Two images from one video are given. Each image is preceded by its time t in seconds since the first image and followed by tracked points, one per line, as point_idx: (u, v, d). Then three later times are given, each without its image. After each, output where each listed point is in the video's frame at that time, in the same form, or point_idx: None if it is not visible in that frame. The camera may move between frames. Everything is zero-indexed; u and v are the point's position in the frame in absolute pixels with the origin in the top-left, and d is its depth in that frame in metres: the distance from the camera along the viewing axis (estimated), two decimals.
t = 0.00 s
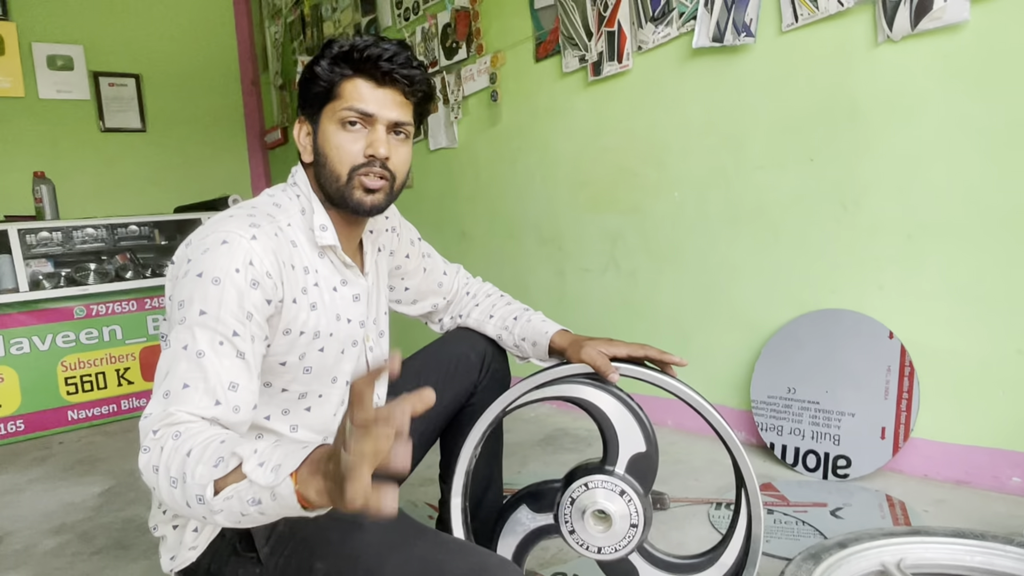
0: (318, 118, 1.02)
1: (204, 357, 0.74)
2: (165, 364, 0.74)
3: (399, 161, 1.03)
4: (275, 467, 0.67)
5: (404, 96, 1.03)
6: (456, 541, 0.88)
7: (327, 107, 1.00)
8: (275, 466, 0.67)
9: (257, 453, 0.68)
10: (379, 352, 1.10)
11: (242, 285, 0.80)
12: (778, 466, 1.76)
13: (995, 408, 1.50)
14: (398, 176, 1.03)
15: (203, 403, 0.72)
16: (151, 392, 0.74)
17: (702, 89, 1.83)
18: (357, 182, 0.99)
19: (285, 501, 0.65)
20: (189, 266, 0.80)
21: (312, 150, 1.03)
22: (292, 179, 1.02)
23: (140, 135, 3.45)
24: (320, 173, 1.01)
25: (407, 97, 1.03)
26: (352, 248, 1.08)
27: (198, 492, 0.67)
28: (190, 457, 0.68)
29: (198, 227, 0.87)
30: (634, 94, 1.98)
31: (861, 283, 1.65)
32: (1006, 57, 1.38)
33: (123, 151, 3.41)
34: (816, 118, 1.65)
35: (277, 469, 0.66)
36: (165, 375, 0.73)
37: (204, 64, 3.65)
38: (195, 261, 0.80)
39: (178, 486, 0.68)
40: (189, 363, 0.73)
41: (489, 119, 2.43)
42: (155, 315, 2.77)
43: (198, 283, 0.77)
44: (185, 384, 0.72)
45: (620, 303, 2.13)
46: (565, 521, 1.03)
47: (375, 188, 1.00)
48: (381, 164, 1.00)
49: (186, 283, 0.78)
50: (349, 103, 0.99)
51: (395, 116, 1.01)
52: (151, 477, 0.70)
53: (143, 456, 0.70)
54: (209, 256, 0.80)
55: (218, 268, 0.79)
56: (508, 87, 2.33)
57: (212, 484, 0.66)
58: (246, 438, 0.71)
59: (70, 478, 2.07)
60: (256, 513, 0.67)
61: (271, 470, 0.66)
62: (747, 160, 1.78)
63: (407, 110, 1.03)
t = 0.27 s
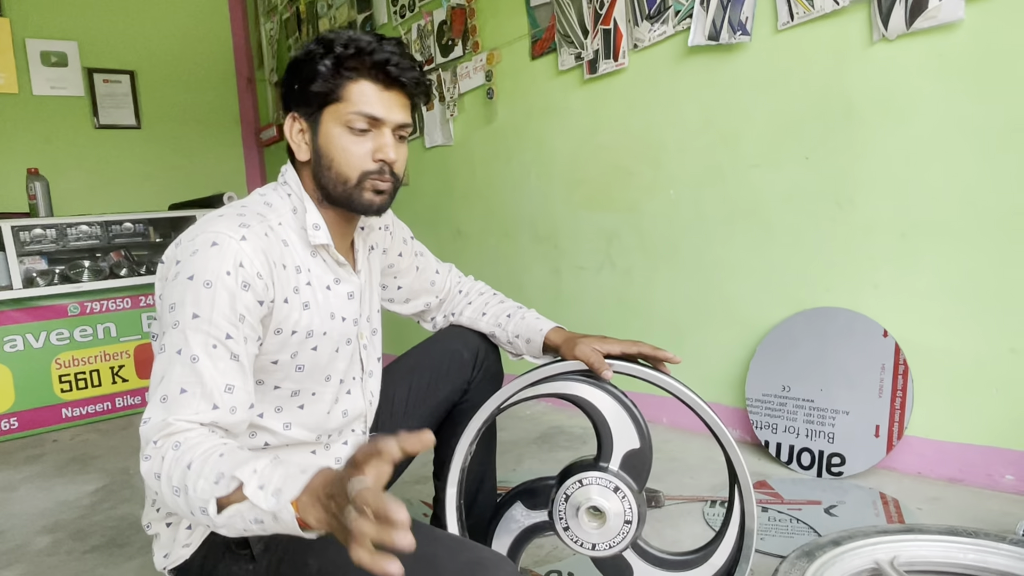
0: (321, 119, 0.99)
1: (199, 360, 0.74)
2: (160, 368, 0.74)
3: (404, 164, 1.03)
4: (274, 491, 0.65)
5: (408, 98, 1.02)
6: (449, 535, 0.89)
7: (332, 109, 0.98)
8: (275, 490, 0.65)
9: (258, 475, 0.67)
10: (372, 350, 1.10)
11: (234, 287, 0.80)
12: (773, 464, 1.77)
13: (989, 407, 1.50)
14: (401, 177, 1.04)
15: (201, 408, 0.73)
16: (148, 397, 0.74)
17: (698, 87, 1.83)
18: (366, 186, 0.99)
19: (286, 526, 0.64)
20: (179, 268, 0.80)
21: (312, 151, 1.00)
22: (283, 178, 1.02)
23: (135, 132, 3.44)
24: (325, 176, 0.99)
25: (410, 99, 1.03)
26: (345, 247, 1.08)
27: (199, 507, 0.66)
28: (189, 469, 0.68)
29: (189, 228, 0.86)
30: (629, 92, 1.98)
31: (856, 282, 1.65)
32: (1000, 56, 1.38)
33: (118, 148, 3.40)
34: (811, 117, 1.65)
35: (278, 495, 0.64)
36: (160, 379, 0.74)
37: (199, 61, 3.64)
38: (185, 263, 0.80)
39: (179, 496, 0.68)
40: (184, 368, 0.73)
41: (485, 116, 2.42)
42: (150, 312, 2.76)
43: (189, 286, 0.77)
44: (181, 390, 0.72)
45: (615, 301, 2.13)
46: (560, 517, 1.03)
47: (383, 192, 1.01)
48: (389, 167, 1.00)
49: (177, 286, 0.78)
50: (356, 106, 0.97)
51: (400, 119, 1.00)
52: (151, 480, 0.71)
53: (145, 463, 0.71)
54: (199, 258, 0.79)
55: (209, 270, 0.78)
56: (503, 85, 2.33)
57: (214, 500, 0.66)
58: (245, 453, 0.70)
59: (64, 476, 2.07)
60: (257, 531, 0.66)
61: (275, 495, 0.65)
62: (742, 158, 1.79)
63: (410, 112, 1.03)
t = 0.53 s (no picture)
0: (340, 134, 0.91)
1: (214, 368, 0.75)
2: (171, 377, 0.75)
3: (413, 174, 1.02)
4: (344, 493, 0.76)
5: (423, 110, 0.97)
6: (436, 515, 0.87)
7: (354, 125, 0.91)
8: (344, 493, 0.76)
9: (316, 475, 0.76)
10: (360, 344, 1.08)
11: (241, 294, 0.79)
12: (764, 454, 1.77)
13: (978, 397, 1.51)
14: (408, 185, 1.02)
15: (221, 413, 0.76)
16: (160, 405, 0.75)
17: (691, 78, 1.83)
18: (384, 202, 0.97)
19: (348, 523, 0.76)
20: (181, 275, 0.78)
21: (328, 166, 0.93)
22: (275, 172, 0.98)
23: (125, 122, 3.41)
24: (342, 192, 0.94)
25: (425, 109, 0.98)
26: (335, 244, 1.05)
27: (250, 510, 0.73)
28: (236, 476, 0.73)
29: (185, 227, 0.84)
30: (623, 83, 1.98)
31: (848, 273, 1.66)
32: (992, 47, 1.39)
33: (107, 138, 3.37)
34: (804, 109, 1.65)
35: (347, 497, 0.76)
36: (174, 388, 0.74)
37: (189, 50, 3.61)
38: (186, 269, 0.78)
39: (219, 501, 0.74)
40: (198, 375, 0.75)
41: (478, 107, 2.41)
42: (140, 304, 2.75)
43: (194, 293, 0.77)
44: (199, 396, 0.75)
45: (608, 293, 2.13)
46: (546, 506, 1.02)
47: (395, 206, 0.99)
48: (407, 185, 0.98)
49: (180, 293, 0.77)
50: (382, 126, 0.91)
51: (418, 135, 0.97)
52: (183, 487, 0.74)
53: (175, 475, 0.74)
54: (202, 265, 0.78)
55: (214, 277, 0.77)
56: (496, 75, 2.32)
57: (272, 505, 0.74)
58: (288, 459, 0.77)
59: (53, 467, 2.05)
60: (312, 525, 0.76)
61: (343, 497, 0.76)
62: (735, 150, 1.78)
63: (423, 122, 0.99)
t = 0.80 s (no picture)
0: (344, 146, 0.91)
1: (275, 372, 0.77)
2: (234, 390, 0.75)
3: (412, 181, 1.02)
4: (432, 436, 0.82)
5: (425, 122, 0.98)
6: (430, 509, 0.89)
7: (358, 138, 0.90)
8: (435, 435, 0.82)
9: (403, 431, 0.82)
10: (353, 348, 1.08)
11: (277, 299, 0.80)
12: (761, 456, 1.77)
13: (975, 400, 1.51)
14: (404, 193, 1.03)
15: (292, 414, 0.77)
16: (227, 420, 0.75)
17: (689, 81, 1.83)
18: (381, 211, 0.97)
19: (449, 457, 0.83)
20: (213, 288, 0.77)
21: (329, 176, 0.93)
22: (274, 177, 0.97)
23: (123, 123, 3.41)
24: (341, 201, 0.94)
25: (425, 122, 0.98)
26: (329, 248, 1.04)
27: (359, 483, 0.79)
28: (333, 461, 0.78)
29: (197, 238, 0.82)
30: (621, 86, 1.98)
31: (845, 276, 1.66)
32: (988, 51, 1.39)
33: (105, 139, 3.36)
34: (801, 112, 1.65)
35: (439, 437, 0.82)
36: (240, 400, 0.75)
37: (188, 51, 3.61)
38: (216, 282, 0.77)
39: (323, 490, 0.78)
40: (261, 382, 0.76)
41: (476, 109, 2.42)
42: (137, 305, 2.74)
43: (232, 304, 0.76)
44: (268, 403, 0.76)
45: (607, 295, 2.13)
46: (537, 505, 1.01)
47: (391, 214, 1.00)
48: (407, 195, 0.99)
49: (216, 305, 0.76)
50: (386, 140, 0.91)
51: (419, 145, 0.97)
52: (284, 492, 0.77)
53: (271, 483, 0.76)
54: (231, 276, 0.77)
55: (247, 286, 0.77)
56: (494, 77, 2.33)
57: (377, 471, 0.79)
58: (368, 427, 0.82)
59: (50, 469, 2.05)
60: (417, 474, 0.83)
61: (433, 439, 0.82)
62: (732, 153, 1.79)
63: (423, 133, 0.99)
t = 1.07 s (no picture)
0: (317, 118, 0.93)
1: (308, 365, 0.79)
2: (270, 382, 0.76)
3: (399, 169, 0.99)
4: (454, 419, 0.89)
5: (410, 103, 0.97)
6: (430, 510, 0.89)
7: (330, 108, 0.92)
8: (457, 419, 0.89)
9: (430, 416, 0.89)
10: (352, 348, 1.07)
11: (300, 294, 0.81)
12: (759, 456, 1.77)
13: (972, 401, 1.51)
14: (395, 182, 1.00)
15: (324, 405, 0.79)
16: (266, 412, 0.76)
17: (686, 81, 1.83)
18: (355, 188, 0.95)
19: (468, 439, 0.90)
20: (236, 284, 0.77)
21: (306, 150, 0.95)
22: (277, 174, 0.96)
23: (120, 122, 3.41)
24: (316, 176, 0.95)
25: (412, 105, 0.98)
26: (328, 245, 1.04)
27: (397, 467, 0.84)
28: (373, 446, 0.83)
29: (210, 235, 0.81)
30: (619, 86, 1.98)
31: (842, 277, 1.66)
32: (985, 52, 1.39)
33: (103, 138, 3.36)
34: (799, 113, 1.66)
35: (461, 420, 0.89)
36: (277, 392, 0.77)
37: (185, 51, 3.61)
38: (240, 278, 0.77)
39: (364, 477, 0.82)
40: (296, 374, 0.78)
41: (475, 109, 2.41)
42: (134, 304, 2.74)
43: (259, 300, 0.77)
44: (304, 394, 0.78)
45: (605, 296, 2.13)
46: (534, 505, 1.01)
47: (373, 196, 0.96)
48: (385, 174, 0.96)
49: (242, 302, 0.77)
50: (355, 107, 0.92)
51: (400, 125, 0.96)
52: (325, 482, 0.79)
53: (318, 471, 0.78)
54: (254, 273, 0.78)
55: (272, 282, 0.78)
56: (492, 77, 2.33)
57: (412, 453, 0.85)
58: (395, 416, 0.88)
59: (46, 469, 2.05)
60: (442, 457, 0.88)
61: (457, 422, 0.89)
62: (730, 153, 1.79)
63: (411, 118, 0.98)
